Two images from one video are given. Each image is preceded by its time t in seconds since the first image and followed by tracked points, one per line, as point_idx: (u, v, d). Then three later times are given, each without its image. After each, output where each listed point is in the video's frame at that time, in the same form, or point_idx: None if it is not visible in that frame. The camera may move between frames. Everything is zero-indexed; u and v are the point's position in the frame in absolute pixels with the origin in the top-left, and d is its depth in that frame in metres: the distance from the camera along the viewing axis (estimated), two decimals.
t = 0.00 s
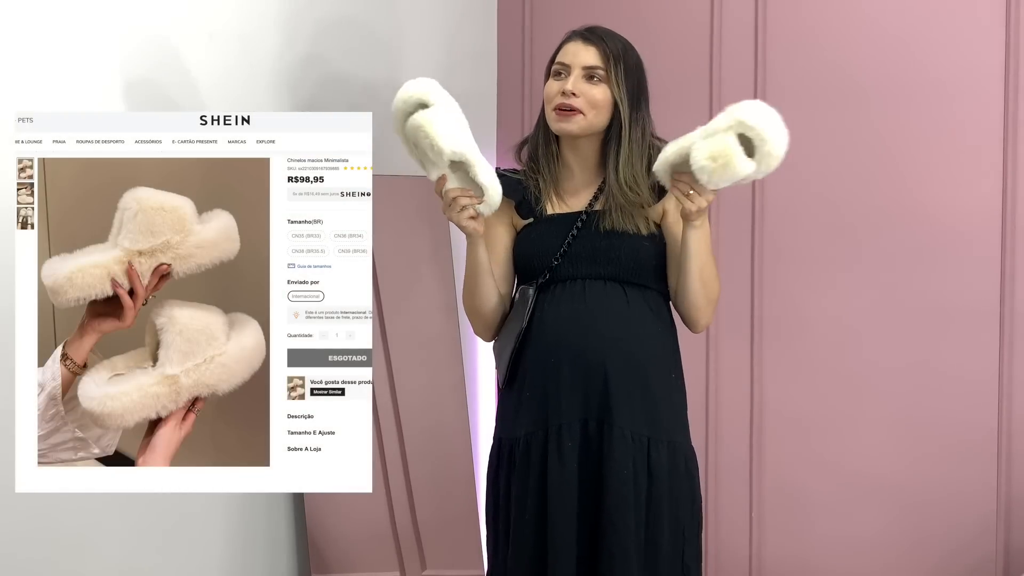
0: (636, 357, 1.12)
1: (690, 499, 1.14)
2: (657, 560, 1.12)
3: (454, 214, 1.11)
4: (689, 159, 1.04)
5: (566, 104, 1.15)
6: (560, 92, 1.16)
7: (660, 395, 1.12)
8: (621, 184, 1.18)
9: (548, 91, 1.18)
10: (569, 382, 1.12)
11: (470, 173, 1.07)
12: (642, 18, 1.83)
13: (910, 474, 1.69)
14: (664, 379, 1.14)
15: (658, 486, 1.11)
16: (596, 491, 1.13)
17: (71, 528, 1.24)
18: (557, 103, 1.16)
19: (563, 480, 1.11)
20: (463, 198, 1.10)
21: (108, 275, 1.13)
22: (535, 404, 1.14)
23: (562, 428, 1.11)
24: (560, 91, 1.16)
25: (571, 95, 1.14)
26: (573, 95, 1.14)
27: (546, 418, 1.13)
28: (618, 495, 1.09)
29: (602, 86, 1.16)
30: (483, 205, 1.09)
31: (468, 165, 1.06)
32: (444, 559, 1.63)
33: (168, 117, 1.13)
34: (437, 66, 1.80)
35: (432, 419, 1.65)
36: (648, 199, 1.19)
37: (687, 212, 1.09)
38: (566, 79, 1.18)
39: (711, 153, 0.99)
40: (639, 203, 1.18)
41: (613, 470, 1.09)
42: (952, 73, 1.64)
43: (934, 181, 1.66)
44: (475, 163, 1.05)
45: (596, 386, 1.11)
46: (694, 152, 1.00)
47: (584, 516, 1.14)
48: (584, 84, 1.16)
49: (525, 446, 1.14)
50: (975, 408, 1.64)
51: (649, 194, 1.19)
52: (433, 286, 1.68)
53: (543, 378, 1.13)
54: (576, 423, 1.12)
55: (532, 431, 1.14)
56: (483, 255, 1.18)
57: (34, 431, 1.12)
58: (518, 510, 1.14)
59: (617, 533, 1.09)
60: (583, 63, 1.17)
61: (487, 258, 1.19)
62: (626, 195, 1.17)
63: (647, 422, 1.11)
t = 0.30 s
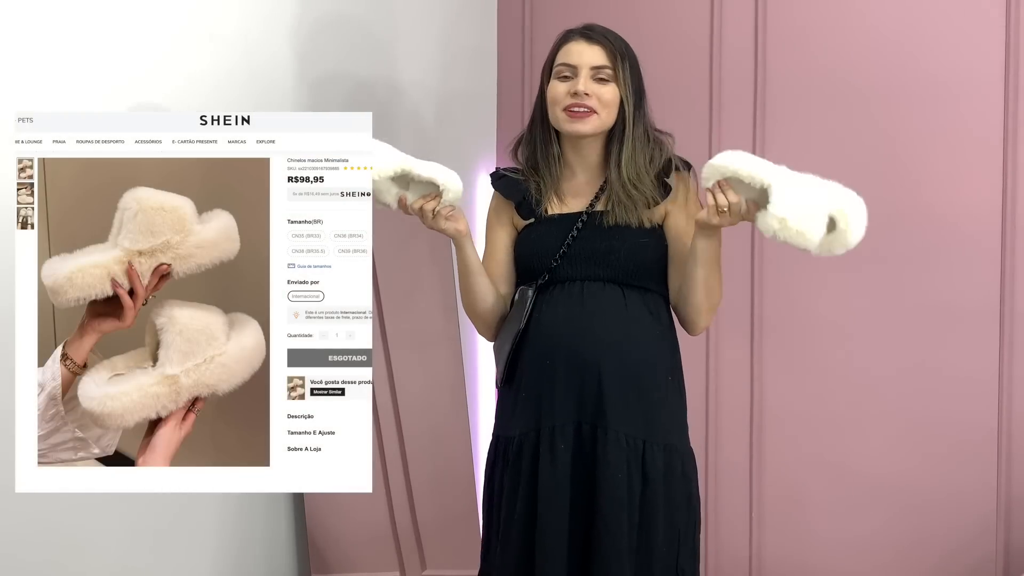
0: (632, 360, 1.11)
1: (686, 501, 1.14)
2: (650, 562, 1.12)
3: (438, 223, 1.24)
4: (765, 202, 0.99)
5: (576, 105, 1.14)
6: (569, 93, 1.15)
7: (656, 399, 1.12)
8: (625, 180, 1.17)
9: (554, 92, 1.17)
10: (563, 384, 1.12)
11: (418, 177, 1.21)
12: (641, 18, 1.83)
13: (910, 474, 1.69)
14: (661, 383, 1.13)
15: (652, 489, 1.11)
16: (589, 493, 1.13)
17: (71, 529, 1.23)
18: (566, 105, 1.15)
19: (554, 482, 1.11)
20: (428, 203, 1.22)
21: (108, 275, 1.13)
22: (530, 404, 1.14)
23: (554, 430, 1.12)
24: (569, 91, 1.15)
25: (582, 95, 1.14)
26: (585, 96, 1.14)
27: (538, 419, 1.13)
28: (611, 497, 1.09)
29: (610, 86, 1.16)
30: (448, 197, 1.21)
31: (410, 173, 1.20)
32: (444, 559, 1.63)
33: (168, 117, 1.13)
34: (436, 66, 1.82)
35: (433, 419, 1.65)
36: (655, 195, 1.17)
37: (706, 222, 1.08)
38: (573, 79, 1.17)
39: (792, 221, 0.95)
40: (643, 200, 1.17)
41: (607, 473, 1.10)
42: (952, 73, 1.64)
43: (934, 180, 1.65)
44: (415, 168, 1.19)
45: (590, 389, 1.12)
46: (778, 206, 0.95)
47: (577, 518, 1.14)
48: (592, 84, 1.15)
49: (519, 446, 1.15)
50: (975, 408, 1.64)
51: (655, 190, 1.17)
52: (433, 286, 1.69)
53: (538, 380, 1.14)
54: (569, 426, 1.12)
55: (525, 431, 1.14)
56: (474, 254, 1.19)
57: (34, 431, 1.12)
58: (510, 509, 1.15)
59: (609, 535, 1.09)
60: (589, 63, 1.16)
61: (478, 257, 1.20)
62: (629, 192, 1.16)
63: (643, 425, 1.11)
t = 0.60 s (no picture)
0: (630, 372, 1.12)
1: (689, 504, 1.15)
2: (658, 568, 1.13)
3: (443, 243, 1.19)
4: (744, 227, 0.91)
5: (582, 107, 1.13)
6: (574, 94, 1.13)
7: (656, 410, 1.12)
8: (627, 184, 1.16)
9: (558, 92, 1.14)
10: (562, 397, 1.12)
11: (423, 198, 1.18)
12: (642, 18, 1.83)
13: (910, 474, 1.69)
14: (660, 393, 1.13)
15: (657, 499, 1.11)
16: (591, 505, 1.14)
17: (71, 528, 1.23)
18: (571, 106, 1.14)
19: (553, 495, 1.11)
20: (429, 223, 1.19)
21: (108, 275, 1.13)
22: (529, 416, 1.15)
23: (553, 445, 1.12)
24: (575, 92, 1.13)
25: (589, 96, 1.12)
26: (592, 97, 1.12)
27: (536, 432, 1.14)
28: (615, 511, 1.09)
29: (617, 88, 1.15)
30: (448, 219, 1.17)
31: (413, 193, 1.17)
32: (445, 559, 1.64)
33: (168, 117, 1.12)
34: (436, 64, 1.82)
35: (433, 420, 1.66)
36: (655, 201, 1.15)
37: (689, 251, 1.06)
38: (579, 79, 1.15)
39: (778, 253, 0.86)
40: (644, 205, 1.15)
41: (608, 488, 1.09)
42: (953, 72, 1.63)
43: (934, 180, 1.66)
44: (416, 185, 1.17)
45: (589, 402, 1.12)
46: (761, 237, 0.86)
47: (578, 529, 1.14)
48: (599, 86, 1.14)
49: (519, 459, 1.15)
50: (975, 407, 1.64)
51: (656, 196, 1.16)
52: (433, 286, 1.69)
53: (537, 393, 1.14)
54: (567, 442, 1.12)
55: (523, 443, 1.15)
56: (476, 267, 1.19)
57: (34, 431, 1.11)
58: (510, 521, 1.16)
59: (614, 551, 1.09)
60: (597, 63, 1.14)
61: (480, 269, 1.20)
62: (630, 196, 1.15)
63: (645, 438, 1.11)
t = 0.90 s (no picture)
0: (628, 379, 1.12)
1: (695, 504, 1.16)
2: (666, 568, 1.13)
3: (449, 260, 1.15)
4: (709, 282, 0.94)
5: (580, 128, 1.13)
6: (572, 113, 1.12)
7: (654, 414, 1.13)
8: (627, 196, 1.15)
9: (555, 109, 1.13)
10: (560, 406, 1.12)
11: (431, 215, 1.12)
12: (642, 18, 1.83)
13: (911, 474, 1.69)
14: (659, 398, 1.14)
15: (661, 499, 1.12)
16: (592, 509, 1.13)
17: (68, 528, 1.22)
18: (569, 125, 1.13)
19: (554, 503, 1.11)
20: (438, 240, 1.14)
21: (108, 275, 1.13)
22: (529, 424, 1.15)
23: (552, 452, 1.12)
24: (573, 111, 1.12)
25: (587, 117, 1.11)
26: (589, 117, 1.12)
27: (535, 440, 1.14)
28: (618, 515, 1.09)
29: (614, 104, 1.14)
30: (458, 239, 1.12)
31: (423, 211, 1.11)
32: (445, 559, 1.64)
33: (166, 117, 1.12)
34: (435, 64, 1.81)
35: (433, 420, 1.66)
36: (654, 212, 1.16)
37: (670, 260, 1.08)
38: (576, 96, 1.14)
39: (731, 303, 0.89)
40: (643, 217, 1.15)
41: (609, 495, 1.09)
42: (953, 72, 1.64)
43: (935, 181, 1.66)
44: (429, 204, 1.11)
45: (588, 411, 1.11)
46: (716, 289, 0.90)
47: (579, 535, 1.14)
48: (597, 104, 1.13)
49: (519, 465, 1.15)
50: (975, 407, 1.64)
51: (655, 207, 1.16)
52: (433, 287, 1.69)
53: (536, 401, 1.14)
54: (566, 454, 1.11)
55: (523, 450, 1.15)
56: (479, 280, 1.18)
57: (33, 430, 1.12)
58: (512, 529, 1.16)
59: (620, 555, 1.09)
60: (594, 80, 1.13)
61: (483, 282, 1.20)
62: (629, 208, 1.14)
63: (646, 443, 1.12)
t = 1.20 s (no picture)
0: (625, 372, 1.12)
1: (688, 501, 1.15)
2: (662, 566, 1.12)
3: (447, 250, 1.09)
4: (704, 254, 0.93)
5: (578, 124, 1.13)
6: (570, 109, 1.13)
7: (652, 409, 1.12)
8: (624, 193, 1.16)
9: (553, 106, 1.13)
10: (558, 399, 1.12)
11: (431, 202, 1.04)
12: (643, 17, 1.83)
13: (911, 474, 1.69)
14: (656, 392, 1.13)
15: (657, 497, 1.11)
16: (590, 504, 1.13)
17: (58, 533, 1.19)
18: (566, 122, 1.13)
19: (554, 494, 1.11)
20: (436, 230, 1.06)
21: (109, 275, 1.15)
22: (528, 417, 1.15)
23: (552, 444, 1.12)
24: (570, 108, 1.13)
25: (585, 113, 1.12)
26: (586, 113, 1.12)
27: (535, 433, 1.14)
28: (614, 509, 1.09)
29: (610, 101, 1.15)
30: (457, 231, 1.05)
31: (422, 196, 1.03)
32: (446, 558, 1.65)
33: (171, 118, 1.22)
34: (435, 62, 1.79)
35: (433, 420, 1.65)
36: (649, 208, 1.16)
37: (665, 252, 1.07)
38: (573, 92, 1.14)
39: (733, 267, 0.87)
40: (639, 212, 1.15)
41: (607, 488, 1.09)
42: (953, 73, 1.64)
43: (935, 181, 1.66)
44: (431, 192, 1.02)
45: (587, 403, 1.11)
46: (716, 255, 0.88)
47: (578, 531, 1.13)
48: (594, 100, 1.13)
49: (518, 459, 1.15)
50: (975, 407, 1.65)
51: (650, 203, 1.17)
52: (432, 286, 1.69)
53: (535, 394, 1.14)
54: (566, 443, 1.12)
55: (523, 443, 1.15)
56: (479, 275, 1.17)
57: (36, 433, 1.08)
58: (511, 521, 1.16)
59: (614, 551, 1.08)
60: (591, 76, 1.13)
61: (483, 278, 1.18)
62: (624, 204, 1.15)
63: (643, 438, 1.11)
